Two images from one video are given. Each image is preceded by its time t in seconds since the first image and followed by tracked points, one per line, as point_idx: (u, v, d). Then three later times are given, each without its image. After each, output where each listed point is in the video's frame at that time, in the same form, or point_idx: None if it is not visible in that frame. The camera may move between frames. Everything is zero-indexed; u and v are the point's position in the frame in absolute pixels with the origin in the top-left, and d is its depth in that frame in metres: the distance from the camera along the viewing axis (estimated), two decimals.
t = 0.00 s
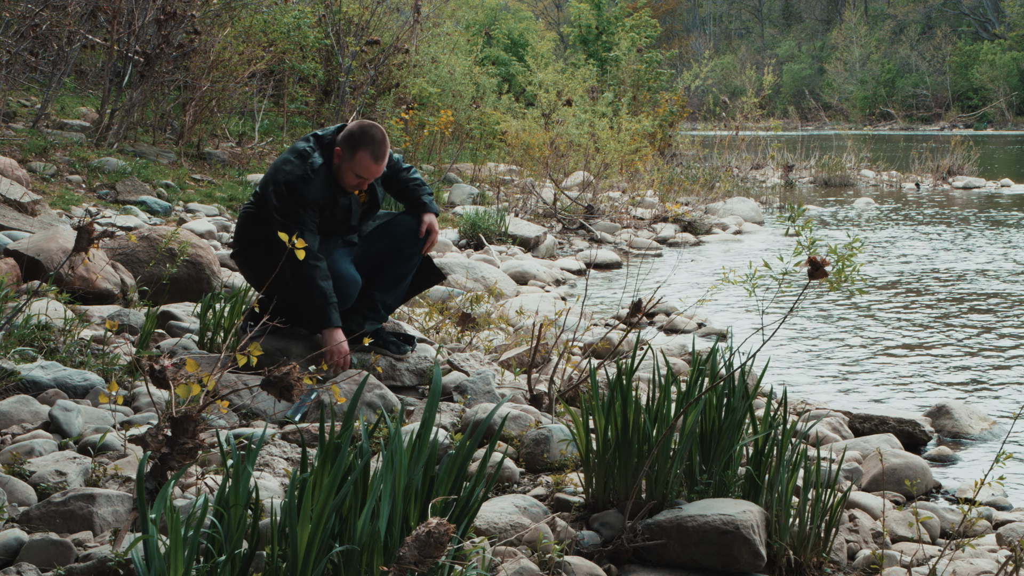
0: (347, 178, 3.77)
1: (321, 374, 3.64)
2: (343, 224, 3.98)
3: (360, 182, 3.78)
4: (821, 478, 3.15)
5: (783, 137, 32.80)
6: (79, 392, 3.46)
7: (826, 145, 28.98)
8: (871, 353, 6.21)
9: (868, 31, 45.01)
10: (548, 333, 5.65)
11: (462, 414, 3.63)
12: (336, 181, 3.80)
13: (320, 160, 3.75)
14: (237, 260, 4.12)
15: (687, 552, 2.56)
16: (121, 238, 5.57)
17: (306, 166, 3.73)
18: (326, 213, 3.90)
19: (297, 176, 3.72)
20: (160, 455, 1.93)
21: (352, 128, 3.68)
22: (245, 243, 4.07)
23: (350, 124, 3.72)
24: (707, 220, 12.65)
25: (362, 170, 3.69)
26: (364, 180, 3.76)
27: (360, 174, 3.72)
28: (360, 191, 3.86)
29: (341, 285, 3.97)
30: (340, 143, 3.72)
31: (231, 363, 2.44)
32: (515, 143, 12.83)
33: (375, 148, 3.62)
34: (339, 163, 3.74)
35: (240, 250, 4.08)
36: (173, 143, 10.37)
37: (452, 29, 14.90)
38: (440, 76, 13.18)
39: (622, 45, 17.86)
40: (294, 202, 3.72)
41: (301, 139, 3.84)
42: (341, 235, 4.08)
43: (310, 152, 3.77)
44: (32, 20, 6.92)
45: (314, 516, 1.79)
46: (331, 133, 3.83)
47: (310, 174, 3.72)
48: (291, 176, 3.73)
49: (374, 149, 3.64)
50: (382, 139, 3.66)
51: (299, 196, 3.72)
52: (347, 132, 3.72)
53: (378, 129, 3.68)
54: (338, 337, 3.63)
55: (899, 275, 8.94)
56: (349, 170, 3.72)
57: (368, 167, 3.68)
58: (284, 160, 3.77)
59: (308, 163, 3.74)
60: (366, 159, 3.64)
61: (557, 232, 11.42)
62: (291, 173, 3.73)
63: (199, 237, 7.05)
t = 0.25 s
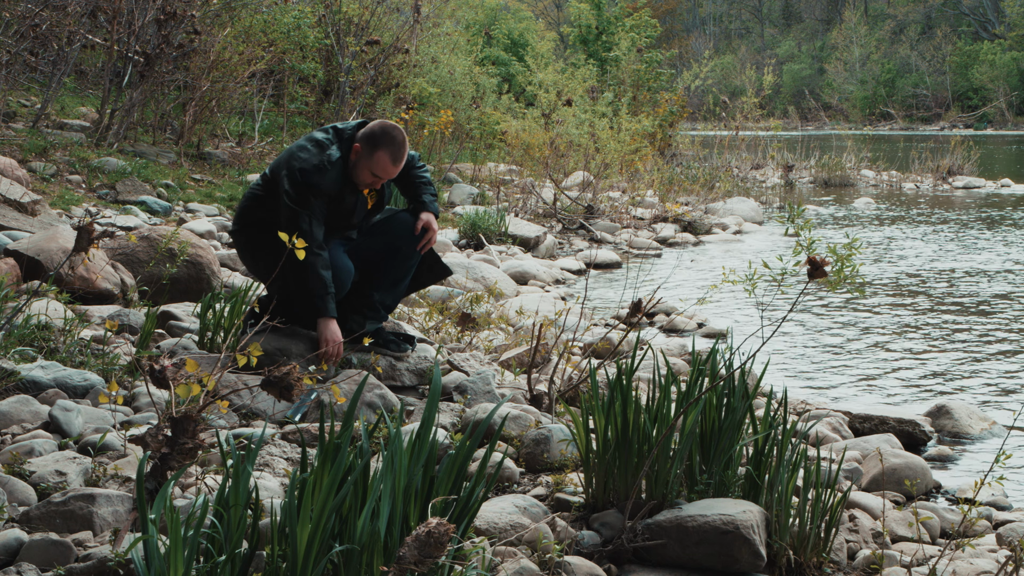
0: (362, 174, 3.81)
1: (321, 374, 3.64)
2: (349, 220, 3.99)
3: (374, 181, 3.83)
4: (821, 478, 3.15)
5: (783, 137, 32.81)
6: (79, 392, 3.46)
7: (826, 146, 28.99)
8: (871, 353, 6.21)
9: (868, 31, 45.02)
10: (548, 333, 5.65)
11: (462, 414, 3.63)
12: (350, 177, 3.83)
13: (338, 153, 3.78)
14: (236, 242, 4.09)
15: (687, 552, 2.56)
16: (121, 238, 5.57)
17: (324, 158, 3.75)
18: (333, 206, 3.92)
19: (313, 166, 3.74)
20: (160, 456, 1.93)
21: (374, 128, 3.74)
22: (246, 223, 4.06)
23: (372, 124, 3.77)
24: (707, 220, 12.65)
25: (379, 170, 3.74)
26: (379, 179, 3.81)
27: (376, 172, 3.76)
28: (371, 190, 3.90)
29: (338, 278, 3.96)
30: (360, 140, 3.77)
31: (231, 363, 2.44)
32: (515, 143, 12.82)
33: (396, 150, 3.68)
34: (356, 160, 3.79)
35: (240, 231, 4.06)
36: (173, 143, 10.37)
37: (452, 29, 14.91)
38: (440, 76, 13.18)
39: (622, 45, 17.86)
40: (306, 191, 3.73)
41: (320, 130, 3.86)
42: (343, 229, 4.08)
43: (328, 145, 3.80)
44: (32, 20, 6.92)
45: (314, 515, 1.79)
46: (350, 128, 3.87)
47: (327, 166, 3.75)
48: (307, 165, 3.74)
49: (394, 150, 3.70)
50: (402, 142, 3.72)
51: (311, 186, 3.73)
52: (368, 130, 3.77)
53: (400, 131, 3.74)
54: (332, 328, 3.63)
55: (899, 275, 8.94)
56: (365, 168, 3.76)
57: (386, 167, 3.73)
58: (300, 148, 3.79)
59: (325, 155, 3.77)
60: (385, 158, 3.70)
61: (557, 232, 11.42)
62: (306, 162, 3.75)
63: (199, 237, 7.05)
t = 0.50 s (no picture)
0: (369, 163, 3.80)
1: (321, 374, 3.64)
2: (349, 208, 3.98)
3: (380, 171, 3.83)
4: (821, 478, 3.16)
5: (783, 137, 32.81)
6: (79, 392, 3.46)
7: (826, 146, 28.99)
8: (871, 353, 6.21)
9: (868, 31, 45.02)
10: (548, 333, 5.65)
11: (462, 414, 3.63)
12: (357, 165, 3.82)
13: (348, 141, 3.77)
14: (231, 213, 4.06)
15: (687, 552, 2.56)
16: (121, 238, 5.57)
17: (334, 144, 3.73)
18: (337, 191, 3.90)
19: (323, 151, 3.71)
20: (160, 456, 1.93)
21: (387, 118, 3.74)
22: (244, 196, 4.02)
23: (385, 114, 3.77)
24: (707, 220, 12.65)
25: (389, 161, 3.74)
26: (385, 170, 3.82)
27: (384, 163, 3.77)
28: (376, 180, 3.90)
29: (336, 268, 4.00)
30: (371, 128, 3.76)
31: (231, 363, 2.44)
32: (515, 143, 12.82)
33: (407, 143, 3.70)
34: (365, 149, 3.78)
35: (237, 204, 4.03)
36: (173, 143, 10.36)
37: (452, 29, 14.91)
38: (440, 76, 13.18)
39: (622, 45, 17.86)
40: (314, 174, 3.70)
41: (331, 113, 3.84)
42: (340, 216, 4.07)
43: (339, 131, 3.77)
44: (32, 20, 6.92)
45: (314, 515, 1.79)
46: (361, 115, 3.86)
47: (337, 152, 3.73)
48: (317, 148, 3.71)
49: (405, 143, 3.71)
50: (414, 136, 3.73)
51: (320, 170, 3.70)
52: (380, 120, 3.76)
53: (412, 123, 3.75)
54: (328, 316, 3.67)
55: (899, 275, 8.94)
56: (374, 158, 3.76)
57: (394, 159, 3.74)
58: (311, 130, 3.75)
59: (336, 141, 3.75)
60: (395, 151, 3.71)
61: (557, 232, 11.42)
62: (317, 144, 3.72)
63: (199, 237, 7.05)
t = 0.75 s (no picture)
0: (369, 168, 3.82)
1: (321, 375, 3.64)
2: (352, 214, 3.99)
3: (381, 173, 3.85)
4: (821, 478, 3.16)
5: (783, 137, 32.81)
6: (79, 392, 3.46)
7: (826, 146, 28.99)
8: (871, 353, 6.21)
9: (868, 31, 45.01)
10: (548, 333, 5.65)
11: (462, 414, 3.64)
12: (358, 171, 3.84)
13: (346, 149, 3.77)
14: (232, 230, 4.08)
15: (687, 552, 2.56)
16: (122, 238, 5.57)
17: (334, 153, 3.74)
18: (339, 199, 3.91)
19: (324, 162, 3.72)
20: (160, 455, 1.93)
21: (383, 121, 3.75)
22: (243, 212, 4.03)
23: (380, 116, 3.78)
24: (707, 220, 12.64)
25: (389, 163, 3.76)
26: (386, 172, 3.84)
27: (384, 165, 3.79)
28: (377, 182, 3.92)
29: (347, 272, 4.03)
30: (368, 132, 3.77)
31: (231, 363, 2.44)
32: (515, 143, 12.83)
33: (407, 144, 3.72)
34: (364, 153, 3.79)
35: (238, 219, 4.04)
36: (173, 143, 10.36)
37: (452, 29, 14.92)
38: (440, 76, 13.18)
39: (622, 45, 17.86)
40: (317, 188, 3.71)
41: (324, 121, 3.83)
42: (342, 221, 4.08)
43: (336, 139, 3.77)
44: (32, 20, 6.92)
45: (314, 515, 1.79)
46: (355, 118, 3.86)
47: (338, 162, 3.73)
48: (318, 161, 3.72)
49: (404, 144, 3.73)
50: (412, 136, 3.75)
51: (323, 183, 3.71)
52: (376, 123, 3.77)
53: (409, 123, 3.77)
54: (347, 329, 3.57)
55: (899, 275, 8.94)
56: (374, 161, 3.78)
57: (395, 161, 3.77)
58: (309, 141, 3.74)
59: (335, 150, 3.75)
60: (395, 152, 3.73)
61: (557, 232, 11.42)
62: (317, 157, 3.72)
63: (199, 237, 7.05)
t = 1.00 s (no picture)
0: (369, 181, 3.84)
1: (321, 375, 3.64)
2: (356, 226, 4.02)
3: (382, 184, 3.88)
4: (821, 478, 3.16)
5: (783, 137, 32.80)
6: (79, 392, 3.46)
7: (826, 145, 28.99)
8: (872, 353, 6.20)
9: (868, 31, 45.00)
10: (548, 333, 5.65)
11: (462, 414, 3.64)
12: (359, 185, 3.86)
13: (346, 166, 3.78)
14: (237, 253, 4.14)
15: (687, 552, 2.56)
16: (122, 238, 5.57)
17: (335, 174, 3.75)
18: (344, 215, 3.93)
19: (327, 185, 3.73)
20: (160, 455, 1.93)
21: (378, 133, 3.75)
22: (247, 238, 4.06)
23: (375, 128, 3.78)
24: (707, 220, 12.64)
25: (389, 174, 3.79)
26: (387, 183, 3.86)
27: (385, 177, 3.81)
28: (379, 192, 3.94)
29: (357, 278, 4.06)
30: (365, 147, 3.77)
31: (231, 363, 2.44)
32: (515, 143, 12.82)
33: (406, 154, 3.73)
34: (364, 167, 3.80)
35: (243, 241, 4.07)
36: (173, 143, 10.36)
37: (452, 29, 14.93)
38: (440, 76, 13.18)
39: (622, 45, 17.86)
40: (324, 211, 3.73)
41: (319, 139, 3.82)
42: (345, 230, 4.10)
43: (335, 158, 3.78)
44: (32, 20, 6.92)
45: (314, 515, 1.79)
46: (350, 131, 3.85)
47: (341, 183, 3.74)
48: (321, 184, 3.74)
49: (403, 154, 3.75)
50: (409, 145, 3.76)
51: (329, 206, 3.73)
52: (372, 136, 3.77)
53: (405, 133, 3.78)
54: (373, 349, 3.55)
55: (899, 275, 8.94)
56: (375, 174, 3.80)
57: (395, 171, 3.79)
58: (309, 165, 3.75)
59: (337, 171, 3.76)
60: (395, 163, 3.75)
61: (557, 232, 11.42)
62: (319, 181, 3.74)
63: (199, 237, 7.05)
